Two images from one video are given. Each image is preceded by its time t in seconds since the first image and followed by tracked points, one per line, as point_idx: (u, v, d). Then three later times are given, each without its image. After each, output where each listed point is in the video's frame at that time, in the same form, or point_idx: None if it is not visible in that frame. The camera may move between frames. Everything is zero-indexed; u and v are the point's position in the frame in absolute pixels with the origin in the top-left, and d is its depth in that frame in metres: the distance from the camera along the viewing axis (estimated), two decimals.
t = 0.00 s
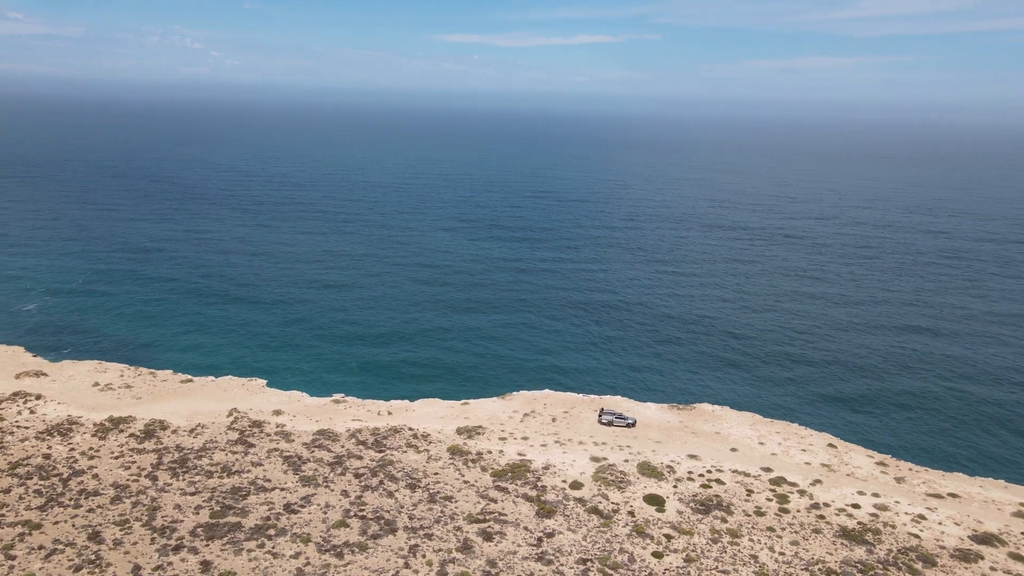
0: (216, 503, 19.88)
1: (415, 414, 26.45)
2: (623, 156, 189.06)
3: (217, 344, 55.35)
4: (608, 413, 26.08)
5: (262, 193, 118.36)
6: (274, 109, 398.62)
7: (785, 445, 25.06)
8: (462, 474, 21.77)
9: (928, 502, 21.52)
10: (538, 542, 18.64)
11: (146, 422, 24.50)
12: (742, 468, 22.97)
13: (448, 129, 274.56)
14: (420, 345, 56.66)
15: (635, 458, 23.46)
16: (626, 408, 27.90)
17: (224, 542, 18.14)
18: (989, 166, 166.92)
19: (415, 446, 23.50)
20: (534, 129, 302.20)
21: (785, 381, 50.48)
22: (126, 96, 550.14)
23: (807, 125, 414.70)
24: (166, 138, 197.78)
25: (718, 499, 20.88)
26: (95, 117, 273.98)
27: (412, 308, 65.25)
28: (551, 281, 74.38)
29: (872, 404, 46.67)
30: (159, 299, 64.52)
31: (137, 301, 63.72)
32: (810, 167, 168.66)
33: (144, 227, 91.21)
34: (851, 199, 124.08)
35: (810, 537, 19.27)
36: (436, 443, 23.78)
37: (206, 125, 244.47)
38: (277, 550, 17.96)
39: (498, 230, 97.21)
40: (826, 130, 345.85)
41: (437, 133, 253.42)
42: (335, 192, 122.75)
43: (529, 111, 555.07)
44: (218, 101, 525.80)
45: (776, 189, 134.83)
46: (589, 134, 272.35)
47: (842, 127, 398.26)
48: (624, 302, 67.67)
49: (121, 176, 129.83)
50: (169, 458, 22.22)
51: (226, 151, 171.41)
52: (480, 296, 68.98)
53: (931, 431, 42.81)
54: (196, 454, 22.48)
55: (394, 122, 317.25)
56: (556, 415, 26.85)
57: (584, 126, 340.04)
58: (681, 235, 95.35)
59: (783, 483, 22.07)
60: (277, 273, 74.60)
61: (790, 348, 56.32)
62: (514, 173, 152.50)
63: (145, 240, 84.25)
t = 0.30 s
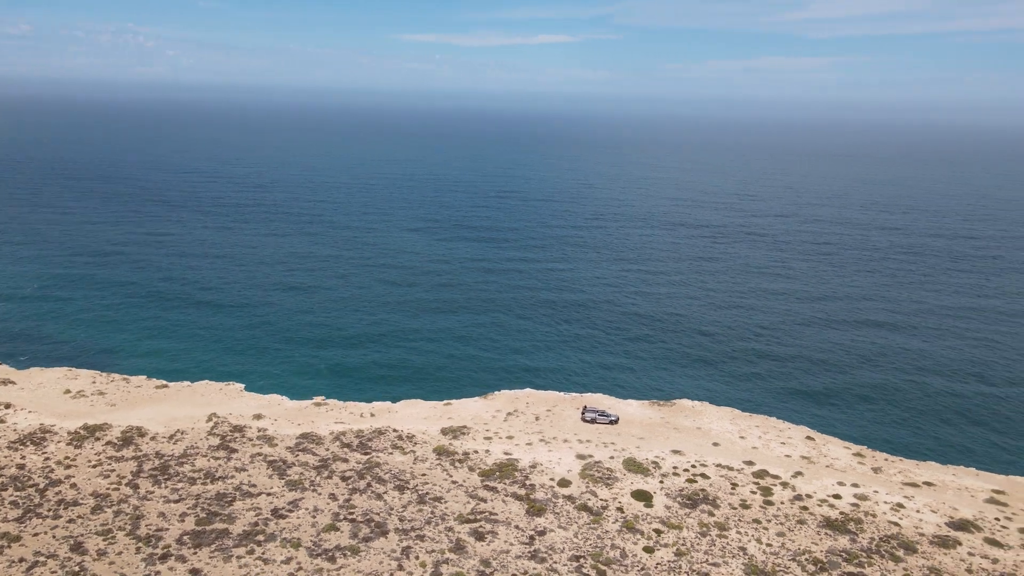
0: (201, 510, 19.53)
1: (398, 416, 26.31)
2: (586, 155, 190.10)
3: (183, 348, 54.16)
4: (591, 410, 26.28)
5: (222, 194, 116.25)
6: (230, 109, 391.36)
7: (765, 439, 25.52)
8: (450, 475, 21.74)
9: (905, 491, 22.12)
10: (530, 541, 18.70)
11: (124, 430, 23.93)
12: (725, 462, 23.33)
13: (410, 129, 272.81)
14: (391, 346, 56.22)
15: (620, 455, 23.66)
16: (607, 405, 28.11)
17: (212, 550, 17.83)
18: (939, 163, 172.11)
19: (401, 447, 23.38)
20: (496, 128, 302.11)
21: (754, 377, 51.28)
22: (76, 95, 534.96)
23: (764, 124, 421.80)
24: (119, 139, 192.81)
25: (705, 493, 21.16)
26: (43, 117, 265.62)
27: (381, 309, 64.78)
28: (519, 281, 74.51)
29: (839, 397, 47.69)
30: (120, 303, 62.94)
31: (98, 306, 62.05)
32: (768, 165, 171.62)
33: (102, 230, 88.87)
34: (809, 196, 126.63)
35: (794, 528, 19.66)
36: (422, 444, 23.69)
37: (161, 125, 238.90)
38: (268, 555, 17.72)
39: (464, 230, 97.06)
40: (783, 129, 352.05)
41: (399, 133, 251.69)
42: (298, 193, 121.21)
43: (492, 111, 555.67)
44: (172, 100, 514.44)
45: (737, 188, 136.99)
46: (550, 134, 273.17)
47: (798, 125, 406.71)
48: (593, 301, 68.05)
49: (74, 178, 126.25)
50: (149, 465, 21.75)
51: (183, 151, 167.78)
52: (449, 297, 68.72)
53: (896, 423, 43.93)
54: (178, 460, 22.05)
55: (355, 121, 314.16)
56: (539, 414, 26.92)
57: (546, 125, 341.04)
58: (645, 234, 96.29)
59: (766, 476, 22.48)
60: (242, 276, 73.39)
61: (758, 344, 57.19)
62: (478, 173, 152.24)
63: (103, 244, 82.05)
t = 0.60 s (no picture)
0: (187, 518, 19.16)
1: (381, 418, 26.15)
2: (549, 155, 190.89)
3: (148, 354, 52.88)
4: (574, 408, 26.45)
5: (181, 196, 113.93)
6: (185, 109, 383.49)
7: (746, 433, 25.96)
8: (438, 476, 21.69)
9: (883, 480, 22.73)
10: (522, 539, 18.77)
11: (100, 438, 23.34)
12: (708, 457, 23.68)
13: (371, 128, 270.66)
14: (363, 349, 55.75)
15: (605, 452, 23.86)
16: (589, 403, 28.31)
17: (201, 557, 17.51)
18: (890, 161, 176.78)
19: (387, 449, 23.26)
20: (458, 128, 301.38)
21: (724, 373, 51.99)
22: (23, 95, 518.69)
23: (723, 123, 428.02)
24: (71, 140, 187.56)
25: (691, 488, 21.45)
26: None
27: (350, 311, 64.25)
28: (487, 281, 74.54)
29: (808, 391, 48.61)
30: (79, 308, 61.28)
31: (56, 311, 60.36)
32: (728, 164, 174.33)
33: (57, 234, 86.40)
34: (768, 194, 128.91)
35: (779, 520, 20.05)
36: (407, 446, 23.59)
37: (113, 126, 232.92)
38: (259, 561, 17.48)
39: (430, 231, 96.78)
40: (741, 127, 357.58)
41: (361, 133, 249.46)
42: (259, 194, 119.40)
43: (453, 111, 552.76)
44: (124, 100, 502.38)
45: (698, 186, 138.85)
46: (512, 134, 273.55)
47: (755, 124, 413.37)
48: (562, 301, 68.32)
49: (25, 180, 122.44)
50: (129, 474, 21.26)
51: (138, 152, 163.91)
52: (418, 298, 68.39)
53: (863, 416, 44.98)
54: (159, 468, 21.61)
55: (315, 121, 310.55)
56: (523, 413, 26.99)
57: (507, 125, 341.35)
58: (609, 233, 97.06)
59: (749, 469, 22.88)
60: (205, 279, 72.07)
61: (726, 341, 58.02)
62: (441, 173, 151.75)
63: (58, 248, 79.77)
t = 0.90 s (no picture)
0: (172, 525, 18.80)
1: (364, 420, 25.95)
2: (512, 155, 190.95)
3: (111, 361, 51.53)
4: (558, 407, 26.57)
5: (139, 198, 111.27)
6: (137, 108, 374.30)
7: (727, 427, 26.35)
8: (426, 476, 21.62)
9: (862, 471, 23.30)
10: (514, 538, 18.81)
11: (77, 446, 22.76)
12: (692, 452, 24.02)
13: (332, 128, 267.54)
14: (334, 351, 55.17)
15: (591, 449, 24.03)
16: (571, 401, 28.46)
17: (191, 565, 17.20)
18: (847, 159, 180.67)
19: (373, 450, 23.12)
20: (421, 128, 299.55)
21: (695, 370, 52.58)
22: None
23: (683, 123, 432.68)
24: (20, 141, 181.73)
25: (678, 483, 21.71)
26: None
27: (318, 313, 63.50)
28: (455, 281, 74.35)
29: (777, 386, 49.45)
30: (36, 314, 59.44)
31: (11, 317, 58.48)
32: (690, 163, 176.42)
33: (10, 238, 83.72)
34: (730, 193, 130.73)
35: (766, 512, 20.41)
36: (393, 447, 23.48)
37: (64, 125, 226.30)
38: (249, 568, 17.22)
39: (396, 231, 96.16)
40: (701, 127, 361.75)
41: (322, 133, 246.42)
42: (219, 195, 117.18)
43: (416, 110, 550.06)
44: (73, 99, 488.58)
45: (661, 185, 140.15)
46: (475, 133, 272.94)
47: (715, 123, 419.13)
48: (531, 301, 68.40)
49: None
50: (110, 482, 20.78)
51: (92, 153, 159.66)
52: (387, 299, 67.88)
53: (831, 410, 45.91)
54: (140, 475, 21.17)
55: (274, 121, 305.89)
56: (506, 412, 27.02)
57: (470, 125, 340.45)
58: (575, 233, 97.47)
59: (732, 463, 23.25)
60: (168, 282, 70.55)
61: (695, 338, 58.72)
62: (404, 173, 150.78)
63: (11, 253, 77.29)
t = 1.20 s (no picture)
0: (159, 533, 18.43)
1: (348, 422, 25.76)
2: (477, 154, 190.53)
3: (73, 368, 50.20)
4: (542, 405, 26.67)
5: (96, 200, 108.39)
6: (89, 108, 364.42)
7: (709, 422, 26.72)
8: (415, 478, 21.55)
9: (841, 462, 23.84)
10: (507, 537, 18.85)
11: (54, 455, 22.18)
12: (676, 447, 24.31)
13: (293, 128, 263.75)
14: (305, 354, 54.50)
15: (577, 447, 24.18)
16: (554, 399, 28.57)
17: (181, 572, 16.89)
18: (806, 158, 184.23)
19: (359, 453, 22.97)
20: (384, 128, 296.98)
21: (667, 368, 53.09)
22: None
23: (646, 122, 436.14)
24: None
25: (664, 479, 21.97)
26: None
27: (287, 316, 62.66)
28: (424, 282, 73.97)
29: (747, 382, 50.19)
30: None
31: None
32: (654, 162, 177.84)
33: None
34: (694, 192, 132.17)
35: (752, 505, 20.75)
36: (380, 449, 23.34)
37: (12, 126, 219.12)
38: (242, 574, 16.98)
39: (362, 232, 95.30)
40: (663, 126, 365.06)
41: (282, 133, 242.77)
42: (180, 197, 114.81)
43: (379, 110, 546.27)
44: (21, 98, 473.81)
45: (625, 184, 141.14)
46: (439, 132, 271.47)
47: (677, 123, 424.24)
48: (502, 301, 68.38)
49: None
50: (90, 491, 20.30)
51: (44, 154, 155.08)
52: (357, 300, 67.27)
53: (801, 405, 46.76)
54: (122, 483, 20.73)
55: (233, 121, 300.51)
56: (490, 412, 27.03)
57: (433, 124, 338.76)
58: (542, 233, 97.70)
59: (716, 457, 23.60)
60: (129, 286, 68.88)
61: (666, 336, 59.31)
62: (369, 173, 149.55)
63: None
